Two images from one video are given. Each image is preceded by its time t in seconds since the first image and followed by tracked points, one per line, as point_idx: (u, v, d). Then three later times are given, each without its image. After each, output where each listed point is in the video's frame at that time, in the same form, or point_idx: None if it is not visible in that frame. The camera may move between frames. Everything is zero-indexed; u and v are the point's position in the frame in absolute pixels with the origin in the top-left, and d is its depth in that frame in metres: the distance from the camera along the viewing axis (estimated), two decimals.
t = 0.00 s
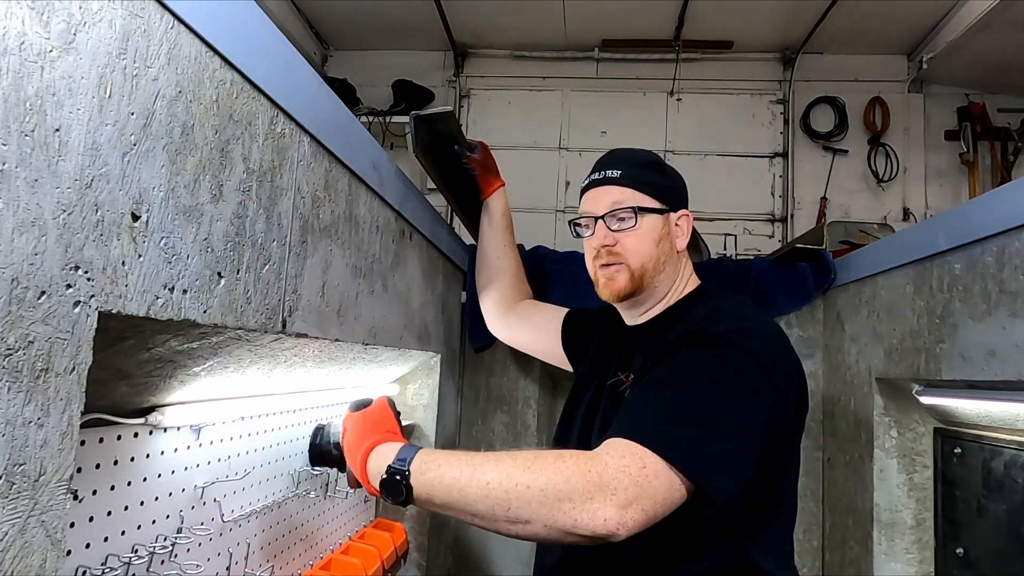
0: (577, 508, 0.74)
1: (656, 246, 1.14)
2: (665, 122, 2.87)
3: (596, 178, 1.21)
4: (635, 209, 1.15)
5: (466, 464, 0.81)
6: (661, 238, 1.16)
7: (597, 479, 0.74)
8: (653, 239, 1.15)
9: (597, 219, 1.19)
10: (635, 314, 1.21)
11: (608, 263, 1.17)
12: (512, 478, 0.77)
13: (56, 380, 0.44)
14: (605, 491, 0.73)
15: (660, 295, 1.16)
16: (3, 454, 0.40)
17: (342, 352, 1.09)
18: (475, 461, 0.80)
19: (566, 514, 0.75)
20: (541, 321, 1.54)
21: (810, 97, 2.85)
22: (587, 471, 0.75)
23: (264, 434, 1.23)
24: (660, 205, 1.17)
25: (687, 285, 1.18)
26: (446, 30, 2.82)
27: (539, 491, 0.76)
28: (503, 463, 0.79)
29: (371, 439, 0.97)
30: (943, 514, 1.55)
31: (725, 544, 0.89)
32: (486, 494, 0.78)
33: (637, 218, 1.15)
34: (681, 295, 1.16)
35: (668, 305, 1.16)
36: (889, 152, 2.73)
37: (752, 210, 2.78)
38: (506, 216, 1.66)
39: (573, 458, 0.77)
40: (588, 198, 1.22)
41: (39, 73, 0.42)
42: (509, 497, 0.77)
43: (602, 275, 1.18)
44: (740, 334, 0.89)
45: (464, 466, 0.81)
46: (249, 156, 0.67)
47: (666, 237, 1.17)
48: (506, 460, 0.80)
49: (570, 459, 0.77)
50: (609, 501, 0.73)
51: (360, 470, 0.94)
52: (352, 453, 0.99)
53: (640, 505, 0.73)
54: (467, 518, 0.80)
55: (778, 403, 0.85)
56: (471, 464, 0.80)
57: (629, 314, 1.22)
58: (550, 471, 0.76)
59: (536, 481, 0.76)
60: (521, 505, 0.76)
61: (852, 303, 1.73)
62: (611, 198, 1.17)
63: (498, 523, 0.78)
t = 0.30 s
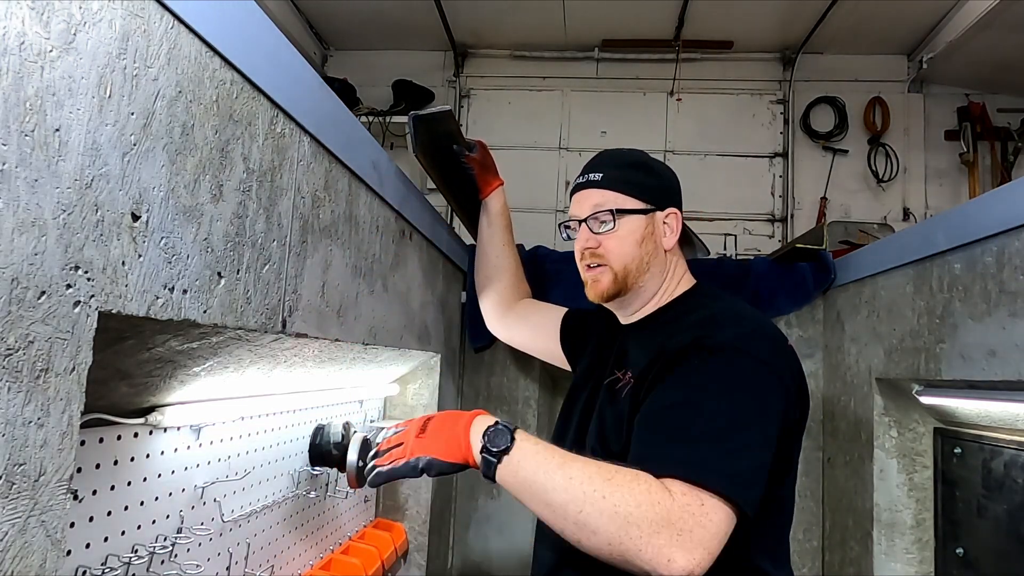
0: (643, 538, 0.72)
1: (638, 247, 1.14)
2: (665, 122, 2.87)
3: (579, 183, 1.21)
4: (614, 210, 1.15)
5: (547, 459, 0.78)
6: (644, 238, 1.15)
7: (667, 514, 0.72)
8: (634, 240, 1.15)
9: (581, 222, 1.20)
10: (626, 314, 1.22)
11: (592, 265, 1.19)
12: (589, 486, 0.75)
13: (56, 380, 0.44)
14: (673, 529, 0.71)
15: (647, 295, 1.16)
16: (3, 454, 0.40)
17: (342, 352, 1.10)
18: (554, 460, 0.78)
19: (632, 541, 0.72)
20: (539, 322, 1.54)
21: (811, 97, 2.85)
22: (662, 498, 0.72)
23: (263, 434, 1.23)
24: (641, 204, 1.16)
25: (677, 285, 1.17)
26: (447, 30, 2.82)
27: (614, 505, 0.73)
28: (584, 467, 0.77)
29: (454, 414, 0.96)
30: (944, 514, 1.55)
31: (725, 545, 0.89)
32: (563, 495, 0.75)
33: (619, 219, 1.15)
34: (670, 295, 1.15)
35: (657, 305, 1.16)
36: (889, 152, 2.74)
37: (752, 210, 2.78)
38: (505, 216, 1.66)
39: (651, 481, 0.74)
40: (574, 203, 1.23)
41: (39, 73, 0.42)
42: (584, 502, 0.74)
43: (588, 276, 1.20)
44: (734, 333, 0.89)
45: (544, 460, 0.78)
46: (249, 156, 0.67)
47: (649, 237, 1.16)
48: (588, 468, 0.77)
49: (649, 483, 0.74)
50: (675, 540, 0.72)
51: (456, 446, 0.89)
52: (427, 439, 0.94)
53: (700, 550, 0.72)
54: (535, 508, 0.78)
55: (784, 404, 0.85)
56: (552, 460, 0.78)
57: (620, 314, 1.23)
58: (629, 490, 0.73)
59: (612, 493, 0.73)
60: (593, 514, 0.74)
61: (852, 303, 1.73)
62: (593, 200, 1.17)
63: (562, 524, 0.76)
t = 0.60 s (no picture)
0: (702, 551, 0.73)
1: (662, 240, 1.17)
2: (665, 122, 2.87)
3: (600, 174, 1.24)
4: (642, 202, 1.18)
5: (595, 483, 0.80)
6: (666, 232, 1.19)
7: (721, 524, 0.72)
8: (658, 233, 1.18)
9: (604, 213, 1.21)
10: (638, 312, 1.20)
11: (615, 256, 1.17)
12: (639, 505, 0.76)
13: (56, 380, 0.44)
14: (731, 538, 0.72)
15: (664, 288, 1.17)
16: (3, 454, 0.40)
17: (342, 352, 1.10)
18: (603, 482, 0.79)
19: (691, 555, 0.73)
20: (536, 323, 1.54)
21: (810, 97, 2.85)
22: (714, 509, 0.72)
23: (263, 434, 1.23)
24: (662, 201, 1.21)
25: (689, 283, 1.21)
26: (447, 30, 2.82)
27: (665, 523, 0.73)
28: (632, 487, 0.78)
29: (514, 437, 0.94)
30: (944, 514, 1.55)
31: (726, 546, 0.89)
32: (615, 517, 0.76)
33: (644, 211, 1.18)
34: (685, 291, 1.17)
35: (671, 298, 1.17)
36: (889, 152, 2.73)
37: (752, 210, 2.78)
38: (505, 217, 1.66)
39: (700, 492, 0.74)
40: (592, 194, 1.25)
41: (38, 73, 0.42)
42: (636, 523, 0.75)
43: (608, 268, 1.18)
44: (743, 334, 0.90)
45: (593, 484, 0.79)
46: (249, 156, 0.67)
47: (669, 233, 1.20)
48: (636, 486, 0.78)
49: (696, 495, 0.74)
50: (736, 548, 0.72)
51: (513, 470, 0.88)
52: (484, 452, 0.91)
53: (762, 553, 0.73)
54: (593, 532, 0.79)
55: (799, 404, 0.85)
56: (600, 483, 0.79)
57: (631, 310, 1.21)
58: (677, 505, 0.74)
59: (662, 511, 0.74)
60: (648, 532, 0.74)
61: (852, 303, 1.73)
62: (619, 191, 1.20)
63: (621, 544, 0.77)
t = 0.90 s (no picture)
0: (747, 545, 0.75)
1: (664, 241, 1.18)
2: (665, 122, 2.87)
3: (600, 172, 1.24)
4: (644, 202, 1.19)
5: (645, 469, 0.82)
6: (666, 232, 1.20)
7: (770, 520, 0.75)
8: (660, 233, 1.19)
9: (606, 213, 1.21)
10: (636, 311, 1.20)
11: (617, 256, 1.17)
12: (687, 495, 0.78)
13: (56, 380, 0.44)
14: (778, 534, 0.75)
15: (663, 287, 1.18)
16: (4, 454, 0.40)
17: (342, 352, 1.10)
18: (651, 469, 0.82)
19: (737, 548, 0.76)
20: (531, 323, 1.53)
21: (811, 97, 2.85)
22: (763, 504, 0.76)
23: (263, 435, 1.23)
24: (663, 201, 1.22)
25: (687, 283, 1.22)
26: (446, 30, 2.82)
27: (715, 513, 0.76)
28: (681, 476, 0.81)
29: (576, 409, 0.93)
30: (944, 514, 1.55)
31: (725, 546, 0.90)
32: (664, 505, 0.79)
33: (644, 212, 1.19)
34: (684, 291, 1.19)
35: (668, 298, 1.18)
36: (889, 152, 2.73)
37: (752, 210, 2.78)
38: (504, 217, 1.66)
39: (749, 487, 0.78)
40: (591, 193, 1.25)
41: (38, 73, 0.42)
42: (684, 512, 0.78)
43: (610, 269, 1.17)
44: (746, 335, 0.91)
45: (642, 470, 0.82)
46: (249, 156, 0.67)
47: (670, 233, 1.22)
48: (685, 474, 0.81)
49: (746, 487, 0.77)
50: (782, 545, 0.75)
51: (566, 446, 0.88)
52: (545, 418, 0.91)
53: (806, 550, 0.76)
54: (637, 516, 0.81)
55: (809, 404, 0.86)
56: (648, 470, 0.82)
57: (628, 309, 1.21)
58: (728, 497, 0.76)
59: (712, 501, 0.77)
60: (696, 522, 0.77)
61: (852, 303, 1.73)
62: (621, 190, 1.21)
63: (665, 531, 0.79)
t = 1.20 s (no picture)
0: (730, 541, 0.75)
1: (653, 240, 1.18)
2: (665, 122, 2.87)
3: (587, 174, 1.24)
4: (632, 202, 1.20)
5: (632, 462, 0.82)
6: (656, 231, 1.20)
7: (752, 516, 0.74)
8: (650, 232, 1.19)
9: (595, 214, 1.21)
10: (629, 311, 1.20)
11: (609, 257, 1.17)
12: (672, 490, 0.78)
13: (56, 380, 0.44)
14: (761, 531, 0.74)
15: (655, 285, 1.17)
16: (4, 454, 0.40)
17: (343, 352, 1.10)
18: (637, 463, 0.82)
19: (720, 543, 0.75)
20: (528, 323, 1.53)
21: (811, 97, 2.85)
22: (746, 501, 0.75)
23: (263, 435, 1.23)
24: (651, 201, 1.23)
25: (678, 281, 1.22)
26: (447, 30, 2.82)
27: (698, 508, 0.76)
28: (667, 471, 0.81)
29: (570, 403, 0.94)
30: (944, 514, 1.55)
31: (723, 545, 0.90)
32: (648, 498, 0.79)
33: (633, 211, 1.20)
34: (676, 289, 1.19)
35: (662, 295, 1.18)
36: (889, 152, 2.73)
37: (752, 210, 2.77)
38: (502, 216, 1.67)
39: (734, 483, 0.77)
40: (579, 195, 1.25)
41: (38, 73, 0.41)
42: (668, 505, 0.78)
43: (601, 270, 1.17)
44: (738, 334, 0.90)
45: (629, 463, 0.82)
46: (249, 156, 0.67)
47: (659, 232, 1.22)
48: (670, 469, 0.81)
49: (730, 483, 0.77)
50: (766, 542, 0.75)
51: (554, 436, 0.89)
52: (538, 405, 0.93)
53: (790, 549, 0.76)
54: (622, 509, 0.82)
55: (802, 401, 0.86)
56: (635, 463, 0.82)
57: (621, 309, 1.21)
58: (711, 491, 0.77)
59: (696, 496, 0.77)
60: (679, 517, 0.77)
61: (852, 303, 1.73)
62: (608, 191, 1.21)
63: (650, 525, 0.80)
